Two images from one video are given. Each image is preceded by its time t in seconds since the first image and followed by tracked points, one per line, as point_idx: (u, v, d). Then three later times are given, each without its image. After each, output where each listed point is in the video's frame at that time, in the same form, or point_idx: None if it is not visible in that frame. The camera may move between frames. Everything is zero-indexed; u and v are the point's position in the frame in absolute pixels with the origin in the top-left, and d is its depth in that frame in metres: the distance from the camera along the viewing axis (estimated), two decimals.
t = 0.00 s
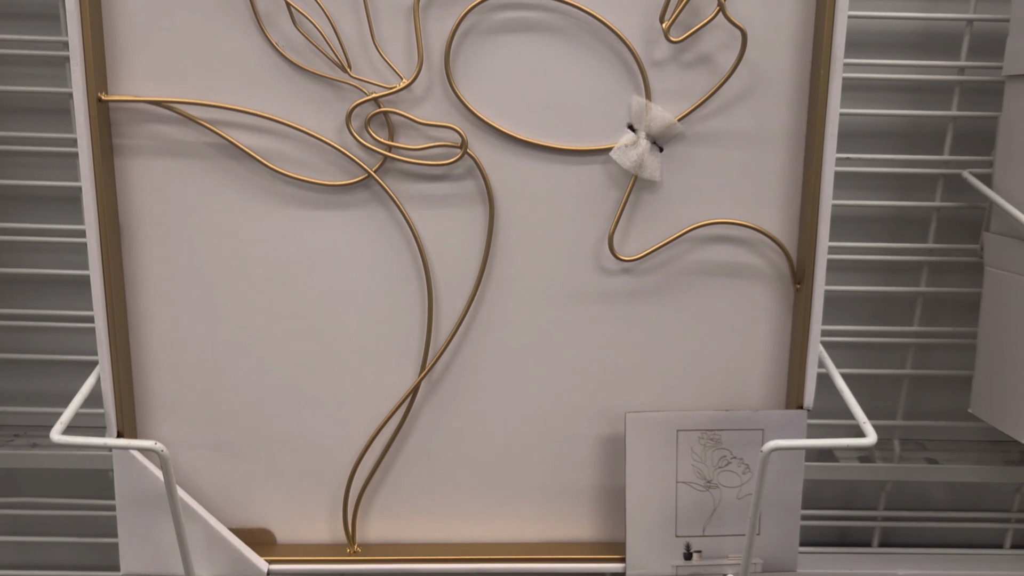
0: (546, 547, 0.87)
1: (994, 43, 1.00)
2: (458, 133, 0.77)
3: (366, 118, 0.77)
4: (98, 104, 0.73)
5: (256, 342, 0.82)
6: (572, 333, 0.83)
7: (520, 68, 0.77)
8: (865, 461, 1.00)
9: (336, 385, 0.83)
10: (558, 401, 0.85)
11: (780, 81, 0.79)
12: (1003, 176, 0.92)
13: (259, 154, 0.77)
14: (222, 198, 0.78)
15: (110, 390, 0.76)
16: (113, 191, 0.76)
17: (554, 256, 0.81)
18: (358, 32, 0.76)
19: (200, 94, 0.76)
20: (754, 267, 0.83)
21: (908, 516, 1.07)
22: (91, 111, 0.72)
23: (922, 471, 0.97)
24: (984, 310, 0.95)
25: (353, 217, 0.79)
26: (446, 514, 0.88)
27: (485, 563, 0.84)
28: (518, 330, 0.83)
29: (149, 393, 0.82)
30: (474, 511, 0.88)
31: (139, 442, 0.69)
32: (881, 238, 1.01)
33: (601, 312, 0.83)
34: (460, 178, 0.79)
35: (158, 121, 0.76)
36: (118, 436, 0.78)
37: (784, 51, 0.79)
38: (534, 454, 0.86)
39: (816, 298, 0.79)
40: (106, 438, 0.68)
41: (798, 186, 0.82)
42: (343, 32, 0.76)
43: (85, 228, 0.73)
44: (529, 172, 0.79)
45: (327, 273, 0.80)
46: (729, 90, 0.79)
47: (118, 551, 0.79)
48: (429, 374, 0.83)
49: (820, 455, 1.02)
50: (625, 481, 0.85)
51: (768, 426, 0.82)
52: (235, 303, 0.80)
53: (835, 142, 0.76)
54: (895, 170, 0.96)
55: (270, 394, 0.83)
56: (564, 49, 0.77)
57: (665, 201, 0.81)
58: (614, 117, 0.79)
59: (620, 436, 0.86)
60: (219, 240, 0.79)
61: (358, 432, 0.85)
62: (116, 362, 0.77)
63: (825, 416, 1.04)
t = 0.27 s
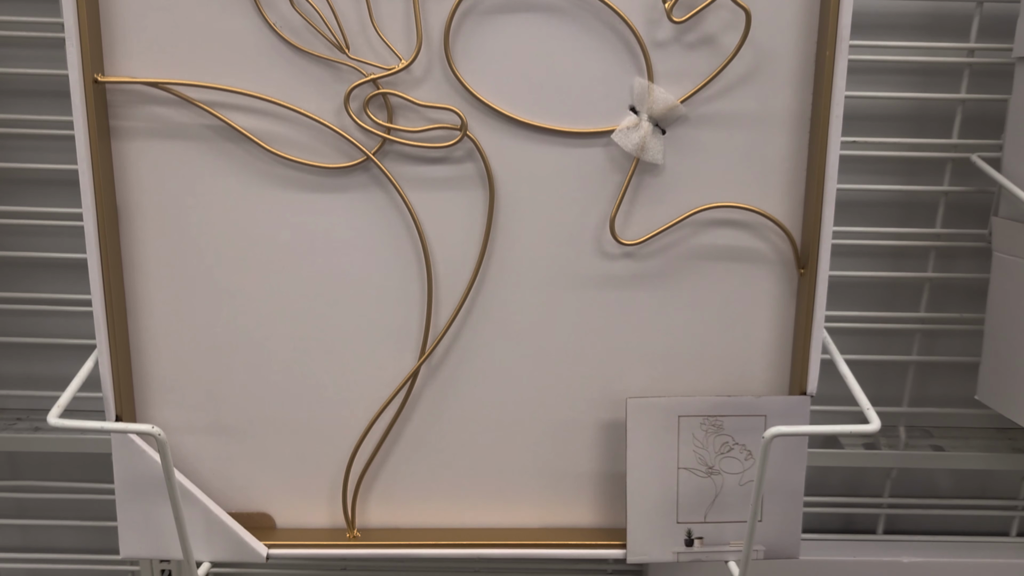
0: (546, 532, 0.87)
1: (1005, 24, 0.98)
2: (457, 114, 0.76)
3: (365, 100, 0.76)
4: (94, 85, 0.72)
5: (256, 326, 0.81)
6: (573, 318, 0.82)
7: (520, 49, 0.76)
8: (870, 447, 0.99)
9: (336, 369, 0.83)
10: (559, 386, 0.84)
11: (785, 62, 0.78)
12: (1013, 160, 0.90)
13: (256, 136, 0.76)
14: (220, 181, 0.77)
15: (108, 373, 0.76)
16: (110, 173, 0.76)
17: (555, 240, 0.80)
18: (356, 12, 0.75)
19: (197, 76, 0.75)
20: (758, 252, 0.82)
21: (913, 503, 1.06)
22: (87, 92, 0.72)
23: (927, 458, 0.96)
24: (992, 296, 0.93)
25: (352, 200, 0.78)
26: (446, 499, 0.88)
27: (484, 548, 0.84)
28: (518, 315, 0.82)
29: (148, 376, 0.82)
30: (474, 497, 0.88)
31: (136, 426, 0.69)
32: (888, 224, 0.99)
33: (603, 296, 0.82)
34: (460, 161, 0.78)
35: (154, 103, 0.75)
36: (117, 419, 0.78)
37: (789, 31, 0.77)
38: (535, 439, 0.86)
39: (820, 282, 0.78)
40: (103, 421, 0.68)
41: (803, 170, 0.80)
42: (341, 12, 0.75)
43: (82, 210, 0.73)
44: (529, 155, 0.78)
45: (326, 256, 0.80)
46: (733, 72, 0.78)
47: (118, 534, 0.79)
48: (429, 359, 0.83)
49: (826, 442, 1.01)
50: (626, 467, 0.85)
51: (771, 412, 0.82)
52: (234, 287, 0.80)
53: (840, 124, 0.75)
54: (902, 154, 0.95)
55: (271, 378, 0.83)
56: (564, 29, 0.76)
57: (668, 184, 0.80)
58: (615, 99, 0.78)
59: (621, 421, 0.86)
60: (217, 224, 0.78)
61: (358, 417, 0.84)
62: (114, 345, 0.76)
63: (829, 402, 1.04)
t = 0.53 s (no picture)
0: (551, 525, 0.86)
1: None
2: (460, 96, 0.73)
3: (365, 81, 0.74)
4: (88, 66, 0.71)
5: (255, 314, 0.80)
6: (579, 306, 0.80)
7: (524, 29, 0.74)
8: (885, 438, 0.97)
9: (337, 358, 0.81)
10: (564, 376, 0.82)
11: (800, 41, 0.75)
12: None
13: (254, 119, 0.75)
14: (218, 165, 0.76)
15: (104, 361, 0.75)
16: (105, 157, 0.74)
17: (561, 225, 0.78)
18: None
19: (193, 56, 0.73)
20: (769, 239, 0.79)
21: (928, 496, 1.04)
22: (82, 73, 0.70)
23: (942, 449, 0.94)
24: (1011, 285, 0.91)
25: (352, 185, 0.77)
26: (449, 490, 0.86)
27: (488, 540, 0.83)
28: (523, 303, 0.80)
29: (146, 364, 0.81)
30: (477, 488, 0.86)
31: (131, 415, 0.67)
32: (904, 210, 0.97)
33: (610, 284, 0.80)
34: (462, 144, 0.76)
35: (150, 84, 0.74)
36: (114, 408, 0.77)
37: (804, 9, 0.74)
38: (540, 429, 0.84)
39: (834, 269, 0.76)
40: (98, 411, 0.67)
41: (818, 153, 0.78)
42: None
43: (77, 195, 0.71)
44: (534, 138, 0.76)
45: (326, 242, 0.78)
46: (745, 52, 0.75)
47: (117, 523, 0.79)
48: (432, 347, 0.81)
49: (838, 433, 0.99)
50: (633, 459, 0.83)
51: (782, 403, 0.79)
52: (233, 273, 0.78)
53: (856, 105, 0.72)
54: (920, 138, 0.92)
55: (270, 367, 0.81)
56: (570, 7, 0.73)
57: (677, 168, 0.78)
58: (623, 80, 0.76)
59: (628, 412, 0.84)
60: (215, 209, 0.77)
61: (359, 406, 0.83)
62: (110, 332, 0.75)
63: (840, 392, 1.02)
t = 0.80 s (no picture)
0: (560, 524, 0.82)
1: None
2: (465, 74, 0.69)
3: (365, 59, 0.70)
4: (75, 42, 0.67)
5: (251, 303, 0.77)
6: (590, 296, 0.76)
7: (533, 2, 0.69)
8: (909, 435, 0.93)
9: (336, 350, 0.78)
10: (574, 370, 0.79)
11: (828, 14, 0.70)
12: None
13: (250, 99, 0.71)
14: (211, 147, 0.72)
15: (94, 352, 0.72)
16: (95, 138, 0.71)
17: (571, 211, 0.74)
18: None
19: (184, 33, 0.70)
20: (792, 226, 0.75)
21: (953, 494, 0.99)
22: (68, 50, 0.66)
23: (972, 448, 0.90)
24: None
25: (352, 168, 0.73)
26: (453, 488, 0.83)
27: (493, 540, 0.79)
28: (531, 293, 0.76)
29: (139, 355, 0.78)
30: (483, 485, 0.83)
31: (118, 409, 0.64)
32: (934, 196, 0.92)
33: (623, 274, 0.76)
34: (468, 125, 0.72)
35: (141, 62, 0.70)
36: (104, 401, 0.74)
37: None
38: (548, 426, 0.80)
39: (861, 260, 0.71)
40: (84, 404, 0.64)
41: (845, 135, 0.73)
42: None
43: (63, 179, 0.68)
44: (543, 119, 0.72)
45: (325, 229, 0.74)
46: (769, 26, 0.70)
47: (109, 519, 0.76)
48: (435, 339, 0.77)
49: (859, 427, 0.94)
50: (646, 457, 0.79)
51: (805, 400, 0.75)
52: (228, 260, 0.75)
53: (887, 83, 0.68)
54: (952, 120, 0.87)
55: (268, 358, 0.78)
56: None
57: (695, 151, 0.73)
58: (638, 58, 0.71)
59: (641, 408, 0.80)
60: (209, 193, 0.73)
61: (360, 400, 0.80)
62: (100, 322, 0.72)
63: (868, 387, 0.96)
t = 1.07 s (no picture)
0: (572, 528, 0.78)
1: None
2: (472, 50, 0.64)
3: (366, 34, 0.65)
4: (60, 17, 0.63)
5: (248, 294, 0.73)
6: (605, 288, 0.72)
7: None
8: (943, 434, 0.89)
9: (337, 343, 0.74)
10: (588, 366, 0.74)
11: None
12: None
13: (245, 77, 0.67)
14: (204, 128, 0.68)
15: (83, 345, 0.68)
16: (83, 119, 0.67)
17: (586, 198, 0.69)
18: None
19: (174, 6, 0.65)
20: (823, 214, 0.69)
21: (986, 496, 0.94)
22: (52, 25, 0.63)
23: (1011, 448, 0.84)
24: None
25: (353, 151, 0.69)
26: (459, 488, 0.79)
27: (501, 544, 0.76)
28: (543, 284, 0.72)
29: (132, 346, 0.74)
30: (491, 486, 0.79)
31: (104, 405, 0.60)
32: (973, 183, 0.86)
33: (640, 264, 0.71)
34: (476, 105, 0.67)
35: (131, 38, 0.66)
36: (95, 395, 0.71)
37: None
38: (560, 424, 0.76)
39: (897, 251, 0.66)
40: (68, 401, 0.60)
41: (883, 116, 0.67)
42: None
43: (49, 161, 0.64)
44: (556, 98, 0.67)
45: (325, 216, 0.70)
46: None
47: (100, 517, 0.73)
48: (441, 333, 0.73)
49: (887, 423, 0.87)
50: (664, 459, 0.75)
51: (834, 401, 0.70)
52: (224, 248, 0.71)
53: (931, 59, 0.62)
54: (997, 101, 0.81)
55: (266, 351, 0.75)
56: None
57: (719, 133, 0.68)
58: (659, 31, 0.65)
59: (659, 406, 0.75)
60: (203, 177, 0.69)
61: (362, 396, 0.76)
62: (89, 313, 0.69)
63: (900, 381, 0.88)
